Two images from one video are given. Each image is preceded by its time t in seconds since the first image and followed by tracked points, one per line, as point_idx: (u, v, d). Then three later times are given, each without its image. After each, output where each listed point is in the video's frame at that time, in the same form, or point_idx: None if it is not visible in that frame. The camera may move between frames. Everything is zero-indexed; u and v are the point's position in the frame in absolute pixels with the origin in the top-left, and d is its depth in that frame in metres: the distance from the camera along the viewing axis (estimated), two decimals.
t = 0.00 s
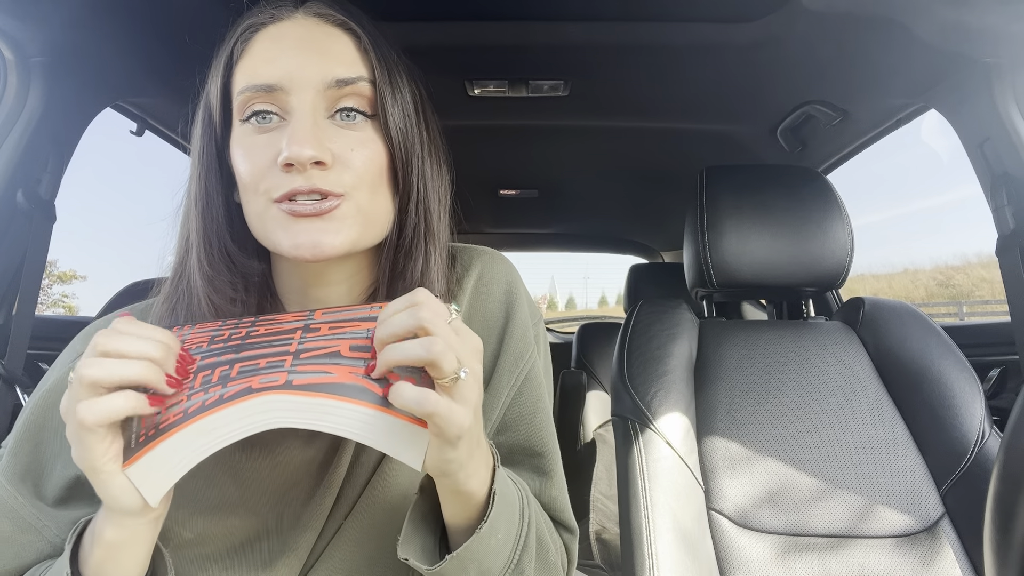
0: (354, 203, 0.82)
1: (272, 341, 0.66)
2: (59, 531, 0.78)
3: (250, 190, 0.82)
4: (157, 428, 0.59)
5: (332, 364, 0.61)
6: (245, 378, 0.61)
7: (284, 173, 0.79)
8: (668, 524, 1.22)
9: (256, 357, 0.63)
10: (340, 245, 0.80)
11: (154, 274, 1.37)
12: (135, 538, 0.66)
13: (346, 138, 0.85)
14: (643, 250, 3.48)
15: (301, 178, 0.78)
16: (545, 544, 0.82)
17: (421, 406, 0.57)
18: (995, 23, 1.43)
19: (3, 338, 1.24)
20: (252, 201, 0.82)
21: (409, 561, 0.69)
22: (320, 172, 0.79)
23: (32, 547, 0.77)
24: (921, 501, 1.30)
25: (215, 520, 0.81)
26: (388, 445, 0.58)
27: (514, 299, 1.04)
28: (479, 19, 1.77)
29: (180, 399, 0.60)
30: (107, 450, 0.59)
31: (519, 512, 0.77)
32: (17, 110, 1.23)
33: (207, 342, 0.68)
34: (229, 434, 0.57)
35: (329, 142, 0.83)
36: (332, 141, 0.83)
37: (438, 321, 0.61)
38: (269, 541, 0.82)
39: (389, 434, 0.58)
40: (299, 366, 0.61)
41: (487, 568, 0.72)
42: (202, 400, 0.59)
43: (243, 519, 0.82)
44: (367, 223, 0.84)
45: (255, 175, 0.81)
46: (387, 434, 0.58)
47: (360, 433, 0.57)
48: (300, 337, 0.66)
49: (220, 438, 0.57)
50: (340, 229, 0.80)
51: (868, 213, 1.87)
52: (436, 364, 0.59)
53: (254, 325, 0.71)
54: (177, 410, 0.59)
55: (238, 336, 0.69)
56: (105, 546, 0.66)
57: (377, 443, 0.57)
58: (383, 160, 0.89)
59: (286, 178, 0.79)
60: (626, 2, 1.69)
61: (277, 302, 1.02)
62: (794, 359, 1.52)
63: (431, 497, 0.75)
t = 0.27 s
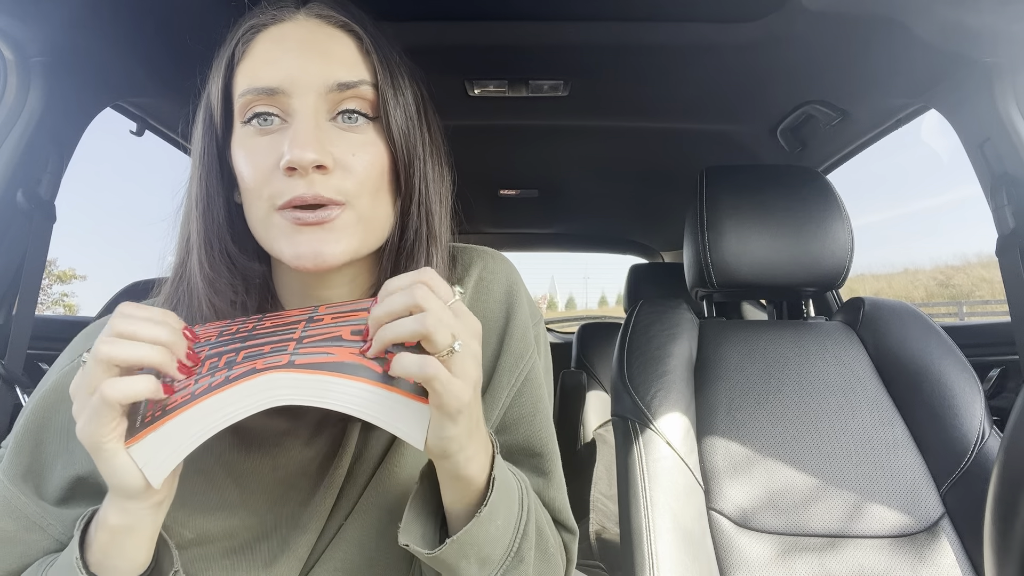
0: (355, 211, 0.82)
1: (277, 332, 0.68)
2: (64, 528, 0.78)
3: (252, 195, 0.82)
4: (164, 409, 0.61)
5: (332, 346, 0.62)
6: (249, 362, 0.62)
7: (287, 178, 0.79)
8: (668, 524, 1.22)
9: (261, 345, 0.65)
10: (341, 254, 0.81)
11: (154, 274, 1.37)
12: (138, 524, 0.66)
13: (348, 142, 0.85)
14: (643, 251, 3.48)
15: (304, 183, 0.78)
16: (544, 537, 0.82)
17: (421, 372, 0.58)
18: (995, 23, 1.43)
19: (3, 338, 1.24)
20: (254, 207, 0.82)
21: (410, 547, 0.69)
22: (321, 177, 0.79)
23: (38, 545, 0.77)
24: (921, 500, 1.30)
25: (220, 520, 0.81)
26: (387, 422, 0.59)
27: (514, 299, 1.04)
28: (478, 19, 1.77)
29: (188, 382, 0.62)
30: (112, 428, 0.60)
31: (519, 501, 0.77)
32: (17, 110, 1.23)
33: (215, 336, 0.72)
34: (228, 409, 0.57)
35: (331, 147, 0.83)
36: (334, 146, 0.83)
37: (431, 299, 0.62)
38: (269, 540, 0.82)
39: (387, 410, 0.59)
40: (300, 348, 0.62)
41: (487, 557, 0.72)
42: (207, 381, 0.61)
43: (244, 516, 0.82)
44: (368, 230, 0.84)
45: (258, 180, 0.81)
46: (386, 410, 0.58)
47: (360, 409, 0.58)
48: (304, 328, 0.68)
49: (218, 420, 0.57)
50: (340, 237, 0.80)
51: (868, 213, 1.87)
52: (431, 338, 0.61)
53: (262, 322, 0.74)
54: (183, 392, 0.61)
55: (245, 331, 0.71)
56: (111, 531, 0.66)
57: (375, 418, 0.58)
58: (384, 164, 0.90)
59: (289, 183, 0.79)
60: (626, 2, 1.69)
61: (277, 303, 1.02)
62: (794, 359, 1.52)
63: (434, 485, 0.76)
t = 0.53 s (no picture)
0: (359, 208, 0.82)
1: (275, 331, 0.68)
2: (64, 528, 0.78)
3: (255, 194, 0.82)
4: (162, 406, 0.61)
5: (330, 345, 0.63)
6: (247, 360, 0.62)
7: (291, 176, 0.79)
8: (668, 524, 1.23)
9: (259, 343, 0.65)
10: (344, 249, 0.80)
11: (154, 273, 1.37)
12: (138, 524, 0.66)
13: (351, 140, 0.85)
14: (643, 250, 3.48)
15: (308, 180, 0.78)
16: (544, 535, 0.82)
17: (421, 374, 0.57)
18: (995, 23, 1.43)
19: (3, 338, 1.24)
20: (257, 206, 0.81)
21: (408, 546, 0.69)
22: (326, 174, 0.79)
23: (38, 545, 0.77)
24: (921, 500, 1.30)
25: (221, 520, 0.81)
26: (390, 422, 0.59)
27: (513, 299, 1.04)
28: (478, 20, 1.77)
29: (186, 381, 0.62)
30: (110, 428, 0.59)
31: (517, 500, 0.77)
32: (17, 111, 1.23)
33: (214, 336, 0.72)
34: (225, 409, 0.57)
35: (335, 145, 0.83)
36: (338, 144, 0.83)
37: (438, 296, 0.61)
38: (269, 539, 0.82)
39: (395, 412, 0.59)
40: (298, 347, 0.62)
41: (485, 556, 0.72)
42: (205, 379, 0.61)
43: (244, 516, 0.82)
44: (371, 228, 0.84)
45: (261, 179, 0.81)
46: (388, 409, 0.59)
47: (359, 408, 0.58)
48: (302, 326, 0.68)
49: (217, 414, 0.57)
50: (343, 232, 0.80)
51: (868, 213, 1.87)
52: (441, 338, 0.59)
53: (261, 322, 0.74)
54: (181, 389, 0.61)
55: (244, 331, 0.72)
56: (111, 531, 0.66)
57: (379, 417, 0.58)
58: (386, 163, 0.90)
59: (293, 180, 0.79)
60: (627, 2, 1.69)
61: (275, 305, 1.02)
62: (794, 359, 1.52)
63: (432, 486, 0.76)
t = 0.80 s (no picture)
0: (376, 207, 0.82)
1: (280, 339, 0.68)
2: (63, 531, 0.78)
3: (271, 193, 0.81)
4: (166, 421, 0.60)
5: (338, 357, 0.62)
6: (254, 375, 0.62)
7: (311, 175, 0.79)
8: (668, 524, 1.23)
9: (265, 355, 0.65)
10: (364, 248, 0.81)
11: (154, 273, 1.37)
12: (136, 530, 0.66)
13: (366, 140, 0.86)
14: (642, 250, 3.47)
15: (329, 179, 0.78)
16: (548, 537, 0.82)
17: (433, 382, 0.59)
18: (995, 24, 1.43)
19: (3, 339, 1.24)
20: (273, 205, 0.81)
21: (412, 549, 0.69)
22: (346, 173, 0.79)
23: (38, 547, 0.77)
24: (921, 500, 1.30)
25: (219, 521, 0.81)
26: (402, 434, 0.59)
27: (514, 300, 1.04)
28: (478, 20, 1.77)
29: (192, 396, 0.62)
30: (110, 439, 0.59)
31: (522, 502, 0.77)
32: (17, 111, 1.23)
33: (216, 343, 0.71)
34: (234, 428, 0.57)
35: (354, 144, 0.84)
36: (355, 143, 0.84)
37: (447, 303, 0.62)
38: (270, 540, 0.82)
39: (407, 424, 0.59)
40: (306, 361, 0.62)
41: (491, 559, 0.72)
42: (211, 396, 0.60)
43: (245, 517, 0.82)
44: (387, 227, 0.85)
45: (279, 178, 0.81)
46: (401, 420, 0.59)
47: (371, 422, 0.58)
48: (307, 334, 0.68)
49: (223, 433, 0.57)
50: (363, 232, 0.81)
51: (868, 213, 1.87)
52: (451, 344, 0.60)
53: (263, 327, 0.73)
54: (187, 405, 0.60)
55: (247, 337, 0.71)
56: (109, 536, 0.66)
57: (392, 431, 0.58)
58: (398, 161, 0.91)
59: (313, 180, 0.79)
60: (626, 2, 1.69)
61: (275, 306, 1.01)
62: (794, 359, 1.52)
63: (436, 489, 0.76)
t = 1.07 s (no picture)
0: (371, 215, 0.82)
1: (276, 326, 0.68)
2: (65, 531, 0.78)
3: (268, 195, 0.81)
4: (165, 412, 0.60)
5: (334, 343, 0.62)
6: (248, 360, 0.62)
7: (306, 179, 0.79)
8: (669, 525, 1.23)
9: (260, 341, 0.65)
10: (360, 258, 0.81)
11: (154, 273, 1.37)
12: (143, 530, 0.65)
13: (364, 145, 0.86)
14: (643, 250, 3.47)
15: (324, 184, 0.78)
16: (543, 539, 0.82)
17: (431, 385, 0.58)
18: (996, 24, 1.43)
19: (3, 339, 1.24)
20: (269, 207, 0.81)
21: (405, 549, 0.70)
22: (341, 178, 0.79)
23: (40, 547, 0.77)
24: (921, 500, 1.30)
25: (221, 523, 0.81)
26: (386, 423, 0.59)
27: (512, 301, 1.03)
28: (479, 20, 1.77)
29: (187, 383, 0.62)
30: (119, 437, 0.59)
31: (516, 502, 0.77)
32: (17, 111, 1.22)
33: (214, 335, 0.70)
34: (233, 413, 0.58)
35: (351, 150, 0.83)
36: (353, 150, 0.84)
37: (462, 303, 0.62)
38: (269, 541, 0.82)
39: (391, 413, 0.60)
40: (301, 346, 0.62)
41: (483, 560, 0.72)
42: (206, 381, 0.60)
43: (245, 518, 0.82)
44: (382, 235, 0.84)
45: (276, 182, 0.81)
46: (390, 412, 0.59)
47: (359, 407, 0.59)
48: (303, 321, 0.68)
49: (224, 418, 0.58)
50: (358, 241, 0.80)
51: (868, 213, 1.87)
52: (456, 345, 0.60)
53: (261, 320, 0.74)
54: (183, 393, 0.60)
55: (244, 327, 0.72)
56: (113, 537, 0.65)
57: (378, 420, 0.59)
58: (396, 167, 0.90)
59: (308, 184, 0.78)
60: (627, 2, 1.69)
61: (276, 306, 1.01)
62: (794, 359, 1.52)
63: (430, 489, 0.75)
